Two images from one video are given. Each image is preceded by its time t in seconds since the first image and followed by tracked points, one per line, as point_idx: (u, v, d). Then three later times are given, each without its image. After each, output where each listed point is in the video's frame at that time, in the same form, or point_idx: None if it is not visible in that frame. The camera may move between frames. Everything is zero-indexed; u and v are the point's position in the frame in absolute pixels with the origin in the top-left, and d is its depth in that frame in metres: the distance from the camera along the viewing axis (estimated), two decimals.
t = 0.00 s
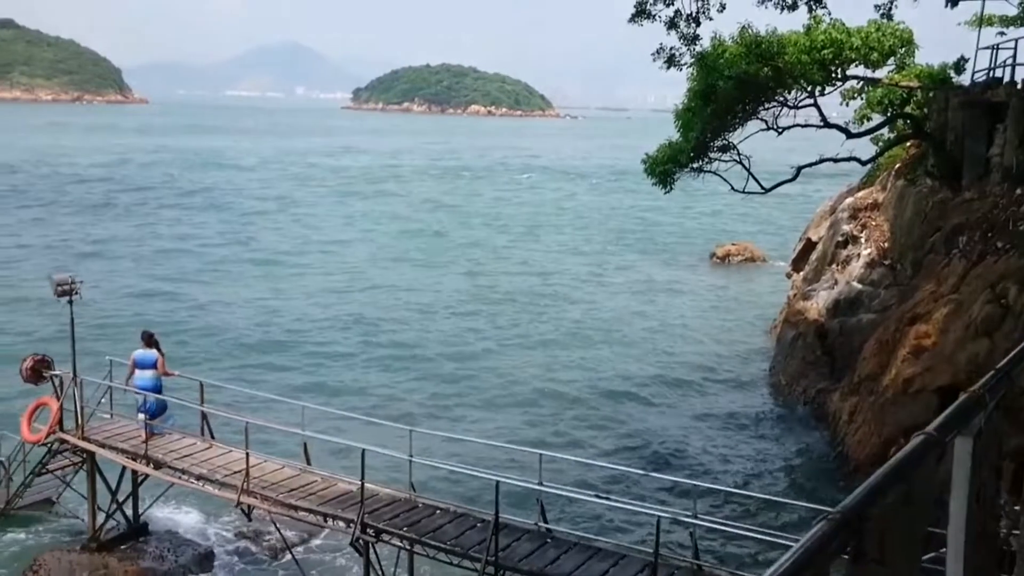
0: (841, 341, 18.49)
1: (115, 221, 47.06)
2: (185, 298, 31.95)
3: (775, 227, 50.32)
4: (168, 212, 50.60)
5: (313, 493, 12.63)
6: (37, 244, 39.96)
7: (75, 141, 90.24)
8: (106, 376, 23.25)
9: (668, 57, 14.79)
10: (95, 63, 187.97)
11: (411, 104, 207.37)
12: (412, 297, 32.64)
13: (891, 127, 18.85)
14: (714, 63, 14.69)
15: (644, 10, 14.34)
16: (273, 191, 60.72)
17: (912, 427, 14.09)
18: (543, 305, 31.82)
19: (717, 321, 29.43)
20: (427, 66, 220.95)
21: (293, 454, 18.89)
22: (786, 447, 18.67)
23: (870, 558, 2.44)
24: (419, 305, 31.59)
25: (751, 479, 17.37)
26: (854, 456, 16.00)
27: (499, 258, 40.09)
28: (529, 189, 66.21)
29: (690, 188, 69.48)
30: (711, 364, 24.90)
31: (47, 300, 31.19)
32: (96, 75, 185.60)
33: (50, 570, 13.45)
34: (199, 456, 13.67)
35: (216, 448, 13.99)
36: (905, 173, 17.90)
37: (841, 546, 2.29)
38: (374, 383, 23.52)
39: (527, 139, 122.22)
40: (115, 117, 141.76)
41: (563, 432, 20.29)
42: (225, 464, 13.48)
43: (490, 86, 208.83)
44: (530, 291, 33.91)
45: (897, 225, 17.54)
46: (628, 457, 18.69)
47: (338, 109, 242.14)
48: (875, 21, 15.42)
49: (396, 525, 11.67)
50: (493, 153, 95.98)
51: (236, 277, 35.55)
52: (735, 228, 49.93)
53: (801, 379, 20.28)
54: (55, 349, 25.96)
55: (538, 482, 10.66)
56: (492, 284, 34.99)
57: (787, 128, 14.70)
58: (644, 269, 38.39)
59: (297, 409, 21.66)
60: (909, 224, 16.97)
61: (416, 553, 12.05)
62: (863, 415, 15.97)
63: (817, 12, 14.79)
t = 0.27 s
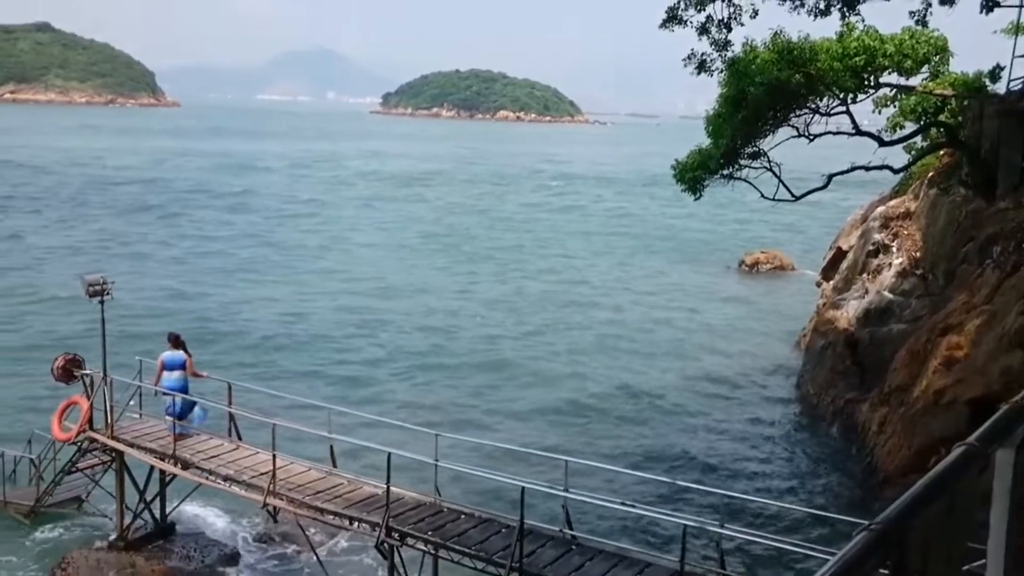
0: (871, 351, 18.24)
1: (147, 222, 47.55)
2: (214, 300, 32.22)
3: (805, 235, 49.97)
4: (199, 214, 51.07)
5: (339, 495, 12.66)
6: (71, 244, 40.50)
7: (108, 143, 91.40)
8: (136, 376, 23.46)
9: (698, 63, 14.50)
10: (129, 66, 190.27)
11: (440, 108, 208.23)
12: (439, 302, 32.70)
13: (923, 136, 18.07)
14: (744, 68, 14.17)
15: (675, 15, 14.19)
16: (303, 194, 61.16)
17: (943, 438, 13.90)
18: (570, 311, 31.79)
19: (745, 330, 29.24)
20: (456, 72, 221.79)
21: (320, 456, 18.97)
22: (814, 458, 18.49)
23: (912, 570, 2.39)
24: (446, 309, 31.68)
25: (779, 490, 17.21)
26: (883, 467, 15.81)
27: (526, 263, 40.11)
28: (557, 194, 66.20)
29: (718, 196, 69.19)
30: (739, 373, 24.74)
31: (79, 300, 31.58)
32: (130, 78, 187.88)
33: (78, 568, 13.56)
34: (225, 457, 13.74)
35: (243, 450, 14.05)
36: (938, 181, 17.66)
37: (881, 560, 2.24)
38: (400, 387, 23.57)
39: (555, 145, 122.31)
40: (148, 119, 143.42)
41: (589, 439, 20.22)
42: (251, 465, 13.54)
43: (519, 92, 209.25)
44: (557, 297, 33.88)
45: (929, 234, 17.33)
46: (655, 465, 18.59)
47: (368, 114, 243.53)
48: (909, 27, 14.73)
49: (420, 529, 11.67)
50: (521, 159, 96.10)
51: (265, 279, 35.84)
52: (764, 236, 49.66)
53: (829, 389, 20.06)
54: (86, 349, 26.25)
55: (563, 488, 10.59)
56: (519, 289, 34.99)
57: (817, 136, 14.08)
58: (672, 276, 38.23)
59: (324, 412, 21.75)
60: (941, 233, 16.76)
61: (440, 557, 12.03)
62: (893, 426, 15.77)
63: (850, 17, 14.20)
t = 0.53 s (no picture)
0: (898, 362, 18.05)
1: (176, 227, 47.95)
2: (241, 305, 32.46)
3: (832, 245, 49.54)
4: (227, 220, 51.44)
5: (363, 501, 12.69)
6: (100, 249, 40.93)
7: (138, 149, 92.34)
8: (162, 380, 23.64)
9: (726, 71, 14.30)
10: (159, 73, 192.21)
11: (466, 116, 208.74)
12: (464, 309, 32.72)
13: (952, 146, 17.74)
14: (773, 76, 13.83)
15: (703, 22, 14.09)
16: (329, 200, 61.48)
17: (972, 451, 13.76)
18: (594, 319, 31.72)
19: (771, 340, 29.02)
20: (482, 80, 222.27)
21: (344, 461, 19.03)
22: (840, 469, 18.33)
23: None
24: (471, 316, 31.72)
25: (805, 502, 17.06)
26: (911, 479, 15.66)
27: (551, 271, 40.06)
28: (583, 202, 66.13)
29: (745, 204, 68.78)
30: (765, 383, 24.58)
31: (108, 304, 31.92)
32: (160, 85, 189.81)
33: (104, 570, 13.67)
34: (251, 461, 13.81)
35: (268, 454, 14.12)
36: (968, 191, 17.45)
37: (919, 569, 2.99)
38: (424, 393, 23.61)
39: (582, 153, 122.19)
40: (177, 126, 144.78)
41: (613, 448, 20.16)
42: (276, 470, 13.60)
43: (545, 100, 209.38)
44: (582, 305, 33.81)
45: (959, 244, 17.15)
46: (679, 475, 18.49)
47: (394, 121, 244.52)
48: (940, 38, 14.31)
49: (444, 536, 11.66)
50: (547, 166, 96.07)
51: (291, 285, 36.05)
52: (791, 245, 49.33)
53: (857, 400, 19.88)
54: (114, 352, 26.50)
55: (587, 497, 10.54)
56: (544, 297, 34.94)
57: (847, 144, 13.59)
58: (698, 285, 38.02)
59: (348, 418, 21.83)
60: (971, 243, 16.61)
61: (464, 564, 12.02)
62: (921, 438, 15.62)
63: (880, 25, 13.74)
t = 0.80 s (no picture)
0: (914, 370, 17.93)
1: (191, 235, 48.20)
2: (256, 312, 32.60)
3: (847, 253, 49.33)
4: (242, 227, 51.67)
5: (376, 508, 12.72)
6: (116, 256, 41.21)
7: (153, 157, 92.94)
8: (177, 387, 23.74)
9: (740, 79, 14.09)
10: (174, 82, 193.47)
11: (480, 124, 209.11)
12: (477, 316, 32.74)
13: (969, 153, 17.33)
14: (787, 84, 12.87)
15: (717, 31, 13.93)
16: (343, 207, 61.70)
17: (988, 460, 13.67)
18: (608, 327, 31.70)
19: (786, 348, 28.90)
20: (496, 88, 222.83)
21: (358, 468, 19.08)
22: (854, 478, 18.26)
23: None
24: (485, 323, 31.74)
25: (819, 510, 16.99)
26: (927, 488, 15.57)
27: (565, 279, 40.06)
28: (596, 210, 66.12)
29: (759, 212, 68.59)
30: (780, 391, 24.51)
31: (124, 311, 32.12)
32: (175, 93, 191.07)
33: None
34: (265, 468, 13.85)
35: (282, 461, 14.16)
36: (983, 199, 17.34)
37: None
38: (438, 401, 23.65)
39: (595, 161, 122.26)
40: (192, 134, 145.65)
41: (627, 456, 20.13)
42: (290, 477, 13.64)
43: (558, 108, 209.59)
44: (596, 313, 33.77)
45: (975, 252, 17.07)
46: (693, 483, 18.45)
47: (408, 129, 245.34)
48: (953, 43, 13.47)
49: (458, 544, 11.67)
50: (560, 174, 96.13)
51: (305, 292, 36.20)
52: (805, 253, 49.17)
53: (872, 409, 19.81)
54: (130, 359, 26.64)
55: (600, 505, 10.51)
56: (557, 305, 34.92)
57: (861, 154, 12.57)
58: (712, 293, 37.92)
59: (362, 425, 21.88)
60: (987, 252, 16.55)
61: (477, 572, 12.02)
62: (937, 447, 15.53)
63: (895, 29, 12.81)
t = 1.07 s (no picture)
0: (920, 372, 17.87)
1: (196, 238, 48.27)
2: (261, 315, 32.63)
3: (852, 255, 49.27)
4: (246, 231, 51.72)
5: (382, 512, 12.70)
6: (121, 259, 41.30)
7: (158, 161, 93.13)
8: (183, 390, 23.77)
9: (745, 80, 14.06)
10: (179, 86, 193.86)
11: (483, 127, 209.25)
12: (482, 320, 32.74)
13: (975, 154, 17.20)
14: (791, 85, 12.87)
15: (722, 33, 13.89)
16: (348, 211, 61.77)
17: (996, 462, 13.62)
18: (613, 329, 31.68)
19: (791, 350, 28.87)
20: (500, 91, 223.09)
21: (363, 471, 19.08)
22: (860, 480, 18.21)
23: None
24: (489, 326, 31.72)
25: (826, 513, 16.94)
26: (934, 491, 15.53)
27: (570, 282, 40.02)
28: (601, 212, 66.09)
29: (763, 215, 68.56)
30: (786, 393, 24.46)
31: (129, 314, 32.18)
32: (179, 97, 191.37)
33: None
34: (270, 472, 13.85)
35: (288, 464, 14.15)
36: (988, 200, 17.29)
37: None
38: (443, 403, 23.64)
39: (599, 163, 122.35)
40: (197, 137, 145.99)
41: (632, 458, 20.11)
42: (295, 480, 13.63)
43: (562, 110, 209.63)
44: (600, 315, 33.78)
45: (980, 252, 17.03)
46: (699, 485, 18.44)
47: (412, 132, 245.70)
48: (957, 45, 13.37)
49: (463, 547, 11.64)
50: (564, 177, 96.21)
51: (310, 295, 36.23)
52: (810, 255, 49.13)
53: (878, 411, 19.76)
54: (135, 363, 26.66)
55: (606, 508, 10.47)
56: (562, 307, 34.93)
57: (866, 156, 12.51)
58: (717, 295, 37.88)
59: (368, 428, 21.88)
60: (993, 253, 16.53)
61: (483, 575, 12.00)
62: (943, 449, 15.47)
63: (900, 31, 12.74)
